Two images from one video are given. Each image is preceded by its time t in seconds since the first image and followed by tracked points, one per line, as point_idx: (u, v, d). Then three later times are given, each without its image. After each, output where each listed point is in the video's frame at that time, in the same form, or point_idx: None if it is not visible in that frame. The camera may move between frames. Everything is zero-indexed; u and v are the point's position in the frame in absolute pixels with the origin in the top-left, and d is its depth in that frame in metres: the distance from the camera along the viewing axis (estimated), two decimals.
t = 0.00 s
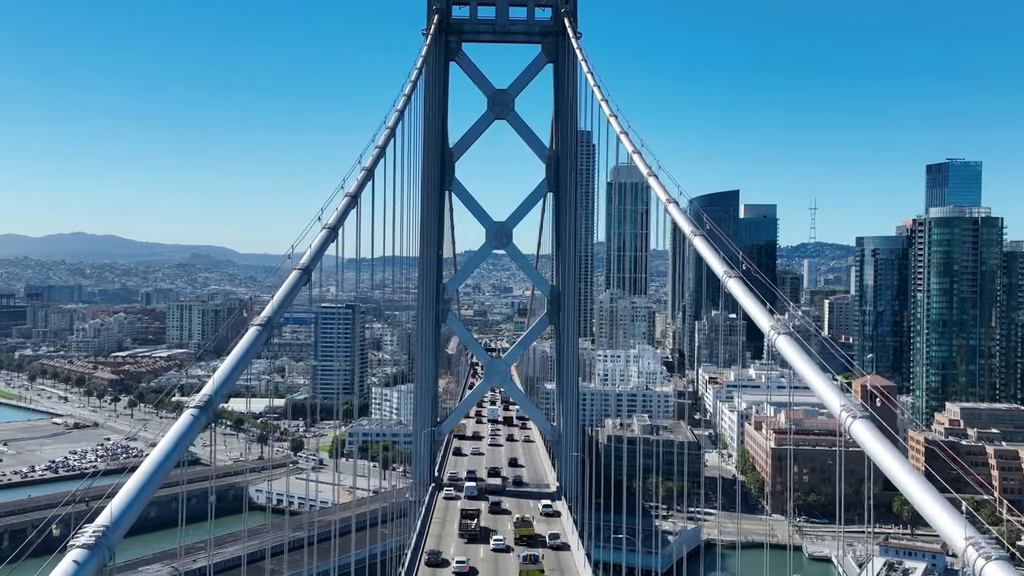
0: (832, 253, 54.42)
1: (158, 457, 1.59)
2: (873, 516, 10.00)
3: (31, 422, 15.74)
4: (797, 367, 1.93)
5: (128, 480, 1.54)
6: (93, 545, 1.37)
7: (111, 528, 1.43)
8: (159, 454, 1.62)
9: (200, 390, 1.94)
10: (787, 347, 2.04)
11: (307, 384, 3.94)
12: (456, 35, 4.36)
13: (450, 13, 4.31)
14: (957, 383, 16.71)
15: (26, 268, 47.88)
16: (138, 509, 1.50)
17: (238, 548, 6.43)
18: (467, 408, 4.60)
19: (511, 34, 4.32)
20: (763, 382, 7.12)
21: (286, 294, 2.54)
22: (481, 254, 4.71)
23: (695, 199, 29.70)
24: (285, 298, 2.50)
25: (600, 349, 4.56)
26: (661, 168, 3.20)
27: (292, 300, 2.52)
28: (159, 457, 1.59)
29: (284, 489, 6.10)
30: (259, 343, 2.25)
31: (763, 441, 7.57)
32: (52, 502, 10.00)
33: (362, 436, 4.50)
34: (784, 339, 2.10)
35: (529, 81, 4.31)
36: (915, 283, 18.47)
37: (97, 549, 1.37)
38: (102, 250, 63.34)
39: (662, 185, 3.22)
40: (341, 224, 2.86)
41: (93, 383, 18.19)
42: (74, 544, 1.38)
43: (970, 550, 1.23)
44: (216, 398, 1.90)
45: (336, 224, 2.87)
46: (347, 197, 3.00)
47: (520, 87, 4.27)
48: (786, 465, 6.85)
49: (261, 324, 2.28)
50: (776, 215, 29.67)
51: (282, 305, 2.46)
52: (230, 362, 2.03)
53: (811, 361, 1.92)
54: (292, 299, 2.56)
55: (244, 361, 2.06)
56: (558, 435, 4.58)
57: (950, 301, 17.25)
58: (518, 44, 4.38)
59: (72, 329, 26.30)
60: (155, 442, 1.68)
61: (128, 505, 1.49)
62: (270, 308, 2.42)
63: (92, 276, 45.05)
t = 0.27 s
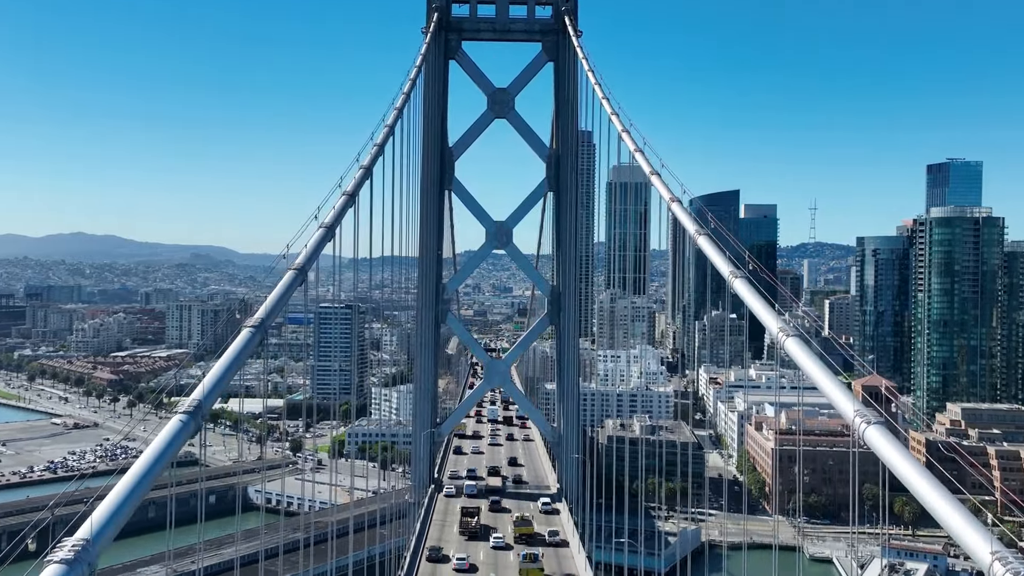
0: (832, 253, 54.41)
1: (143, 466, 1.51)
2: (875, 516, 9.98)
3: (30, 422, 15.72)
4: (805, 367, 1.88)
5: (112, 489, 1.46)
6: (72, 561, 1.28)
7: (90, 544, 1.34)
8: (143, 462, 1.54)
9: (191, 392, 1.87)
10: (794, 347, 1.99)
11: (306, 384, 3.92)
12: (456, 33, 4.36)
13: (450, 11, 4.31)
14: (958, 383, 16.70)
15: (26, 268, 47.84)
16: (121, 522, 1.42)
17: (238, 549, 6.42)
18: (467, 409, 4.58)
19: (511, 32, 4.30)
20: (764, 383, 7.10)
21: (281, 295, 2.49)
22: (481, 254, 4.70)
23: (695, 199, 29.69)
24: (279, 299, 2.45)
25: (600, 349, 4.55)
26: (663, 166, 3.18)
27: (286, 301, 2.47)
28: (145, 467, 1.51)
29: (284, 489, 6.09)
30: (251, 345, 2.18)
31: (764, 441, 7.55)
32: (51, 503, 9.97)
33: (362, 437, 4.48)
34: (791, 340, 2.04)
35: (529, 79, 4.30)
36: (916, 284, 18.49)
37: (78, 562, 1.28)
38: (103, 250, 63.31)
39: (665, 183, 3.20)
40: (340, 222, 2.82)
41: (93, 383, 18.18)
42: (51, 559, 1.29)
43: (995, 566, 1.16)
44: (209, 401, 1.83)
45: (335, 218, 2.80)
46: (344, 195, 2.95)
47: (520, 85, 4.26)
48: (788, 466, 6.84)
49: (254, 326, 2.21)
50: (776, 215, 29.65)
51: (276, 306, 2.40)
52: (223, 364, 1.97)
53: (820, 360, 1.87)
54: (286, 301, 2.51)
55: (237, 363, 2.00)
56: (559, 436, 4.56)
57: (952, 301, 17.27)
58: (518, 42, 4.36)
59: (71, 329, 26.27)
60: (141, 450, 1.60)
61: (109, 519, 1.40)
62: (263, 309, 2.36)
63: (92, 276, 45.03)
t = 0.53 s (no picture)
0: (832, 252, 54.39)
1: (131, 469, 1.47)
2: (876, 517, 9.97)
3: (29, 422, 15.69)
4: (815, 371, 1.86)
5: (99, 493, 1.42)
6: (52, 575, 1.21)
7: (78, 544, 1.29)
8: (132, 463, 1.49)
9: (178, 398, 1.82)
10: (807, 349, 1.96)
11: (304, 385, 3.89)
12: (455, 31, 4.36)
13: (449, 9, 4.30)
14: (959, 384, 16.69)
15: (25, 268, 47.79)
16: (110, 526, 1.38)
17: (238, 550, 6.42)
18: (467, 409, 4.57)
19: (511, 30, 4.29)
20: (764, 383, 7.09)
21: (276, 296, 2.45)
22: (480, 254, 4.70)
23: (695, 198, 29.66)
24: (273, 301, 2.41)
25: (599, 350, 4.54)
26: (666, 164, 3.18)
27: (281, 302, 2.43)
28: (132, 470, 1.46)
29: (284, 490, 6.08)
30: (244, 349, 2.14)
31: (764, 442, 7.52)
32: (49, 504, 9.96)
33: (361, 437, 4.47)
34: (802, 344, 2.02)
35: (529, 78, 4.29)
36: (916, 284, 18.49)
37: None
38: (102, 251, 63.19)
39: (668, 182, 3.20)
40: (338, 221, 2.79)
41: (92, 383, 18.15)
42: None
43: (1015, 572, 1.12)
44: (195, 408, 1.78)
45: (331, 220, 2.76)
46: (341, 193, 2.90)
47: (520, 83, 4.26)
48: (788, 467, 6.83)
49: (247, 328, 2.17)
50: (776, 216, 29.64)
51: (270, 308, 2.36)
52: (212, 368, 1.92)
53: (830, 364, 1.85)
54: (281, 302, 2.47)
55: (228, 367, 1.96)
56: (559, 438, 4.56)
57: (952, 301, 17.26)
58: (518, 40, 4.36)
59: (70, 329, 26.24)
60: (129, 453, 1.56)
61: (98, 522, 1.35)
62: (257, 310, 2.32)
63: (92, 276, 44.99)
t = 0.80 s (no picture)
0: (832, 251, 54.38)
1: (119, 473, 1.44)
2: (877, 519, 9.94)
3: (28, 423, 15.67)
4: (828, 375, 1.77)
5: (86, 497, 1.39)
6: None
7: (64, 549, 1.26)
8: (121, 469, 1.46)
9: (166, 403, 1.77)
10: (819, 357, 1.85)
11: (303, 385, 3.88)
12: (455, 29, 4.35)
13: (449, 7, 4.30)
14: (961, 384, 16.67)
15: (24, 268, 47.74)
16: (98, 529, 1.34)
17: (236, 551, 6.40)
18: (467, 411, 4.55)
19: (511, 28, 4.29)
20: (765, 383, 7.06)
21: (271, 296, 2.42)
22: (480, 254, 4.69)
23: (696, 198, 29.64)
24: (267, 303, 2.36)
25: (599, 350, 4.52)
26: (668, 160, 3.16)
27: (277, 302, 2.39)
28: (120, 472, 1.42)
29: (283, 490, 6.07)
30: (237, 351, 2.11)
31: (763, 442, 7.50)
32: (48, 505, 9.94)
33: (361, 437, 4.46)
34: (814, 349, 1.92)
35: (529, 76, 4.28)
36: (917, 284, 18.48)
37: None
38: (100, 251, 63.10)
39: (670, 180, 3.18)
40: (335, 220, 2.77)
41: (91, 383, 18.12)
42: None
43: None
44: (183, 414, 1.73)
45: (327, 219, 2.73)
46: (339, 192, 2.88)
47: (521, 82, 4.25)
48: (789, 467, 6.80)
49: (240, 330, 2.13)
50: (777, 216, 29.63)
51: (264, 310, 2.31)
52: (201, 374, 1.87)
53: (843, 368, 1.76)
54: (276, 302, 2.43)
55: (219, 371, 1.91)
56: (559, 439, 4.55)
57: (954, 301, 17.22)
58: (518, 38, 4.36)
59: (70, 329, 26.20)
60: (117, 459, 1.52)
61: (85, 525, 1.32)
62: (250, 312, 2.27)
63: (92, 276, 44.95)
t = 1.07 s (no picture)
0: (832, 251, 54.33)
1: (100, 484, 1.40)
2: (879, 519, 9.93)
3: (28, 423, 15.66)
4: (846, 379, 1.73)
5: (72, 502, 1.37)
6: None
7: (48, 554, 1.24)
8: (104, 476, 1.43)
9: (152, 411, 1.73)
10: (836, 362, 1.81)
11: (302, 384, 3.87)
12: (455, 28, 4.34)
13: (450, 6, 4.29)
14: (961, 384, 16.67)
15: (24, 268, 47.68)
16: (85, 534, 1.33)
17: (234, 552, 6.39)
18: (466, 412, 4.54)
19: (511, 27, 4.29)
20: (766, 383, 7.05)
21: (263, 297, 2.39)
22: (481, 254, 4.68)
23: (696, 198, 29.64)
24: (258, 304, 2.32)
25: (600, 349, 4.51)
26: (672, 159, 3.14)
27: (269, 302, 2.36)
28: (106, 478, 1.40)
29: (282, 491, 6.06)
30: (228, 353, 2.07)
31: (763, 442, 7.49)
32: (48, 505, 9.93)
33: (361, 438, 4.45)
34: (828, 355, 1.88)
35: (530, 75, 4.28)
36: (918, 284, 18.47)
37: None
38: (100, 249, 63.02)
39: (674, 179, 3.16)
40: (332, 220, 2.75)
41: (92, 383, 18.11)
42: None
43: None
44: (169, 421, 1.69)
45: (324, 217, 2.71)
46: (336, 190, 2.85)
47: (521, 81, 4.25)
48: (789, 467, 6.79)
49: (231, 332, 2.10)
50: (778, 215, 29.63)
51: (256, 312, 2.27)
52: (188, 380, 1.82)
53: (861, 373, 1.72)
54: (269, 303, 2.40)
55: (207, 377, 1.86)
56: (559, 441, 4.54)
57: (955, 301, 17.21)
58: (519, 37, 4.35)
59: (70, 329, 26.18)
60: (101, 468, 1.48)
61: (70, 531, 1.30)
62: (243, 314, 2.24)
63: (92, 276, 44.93)
